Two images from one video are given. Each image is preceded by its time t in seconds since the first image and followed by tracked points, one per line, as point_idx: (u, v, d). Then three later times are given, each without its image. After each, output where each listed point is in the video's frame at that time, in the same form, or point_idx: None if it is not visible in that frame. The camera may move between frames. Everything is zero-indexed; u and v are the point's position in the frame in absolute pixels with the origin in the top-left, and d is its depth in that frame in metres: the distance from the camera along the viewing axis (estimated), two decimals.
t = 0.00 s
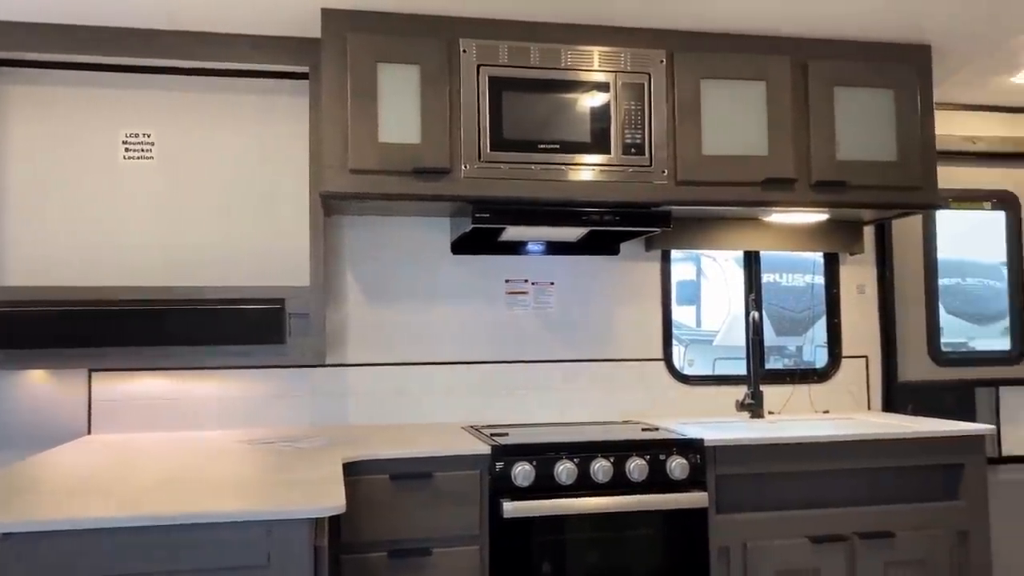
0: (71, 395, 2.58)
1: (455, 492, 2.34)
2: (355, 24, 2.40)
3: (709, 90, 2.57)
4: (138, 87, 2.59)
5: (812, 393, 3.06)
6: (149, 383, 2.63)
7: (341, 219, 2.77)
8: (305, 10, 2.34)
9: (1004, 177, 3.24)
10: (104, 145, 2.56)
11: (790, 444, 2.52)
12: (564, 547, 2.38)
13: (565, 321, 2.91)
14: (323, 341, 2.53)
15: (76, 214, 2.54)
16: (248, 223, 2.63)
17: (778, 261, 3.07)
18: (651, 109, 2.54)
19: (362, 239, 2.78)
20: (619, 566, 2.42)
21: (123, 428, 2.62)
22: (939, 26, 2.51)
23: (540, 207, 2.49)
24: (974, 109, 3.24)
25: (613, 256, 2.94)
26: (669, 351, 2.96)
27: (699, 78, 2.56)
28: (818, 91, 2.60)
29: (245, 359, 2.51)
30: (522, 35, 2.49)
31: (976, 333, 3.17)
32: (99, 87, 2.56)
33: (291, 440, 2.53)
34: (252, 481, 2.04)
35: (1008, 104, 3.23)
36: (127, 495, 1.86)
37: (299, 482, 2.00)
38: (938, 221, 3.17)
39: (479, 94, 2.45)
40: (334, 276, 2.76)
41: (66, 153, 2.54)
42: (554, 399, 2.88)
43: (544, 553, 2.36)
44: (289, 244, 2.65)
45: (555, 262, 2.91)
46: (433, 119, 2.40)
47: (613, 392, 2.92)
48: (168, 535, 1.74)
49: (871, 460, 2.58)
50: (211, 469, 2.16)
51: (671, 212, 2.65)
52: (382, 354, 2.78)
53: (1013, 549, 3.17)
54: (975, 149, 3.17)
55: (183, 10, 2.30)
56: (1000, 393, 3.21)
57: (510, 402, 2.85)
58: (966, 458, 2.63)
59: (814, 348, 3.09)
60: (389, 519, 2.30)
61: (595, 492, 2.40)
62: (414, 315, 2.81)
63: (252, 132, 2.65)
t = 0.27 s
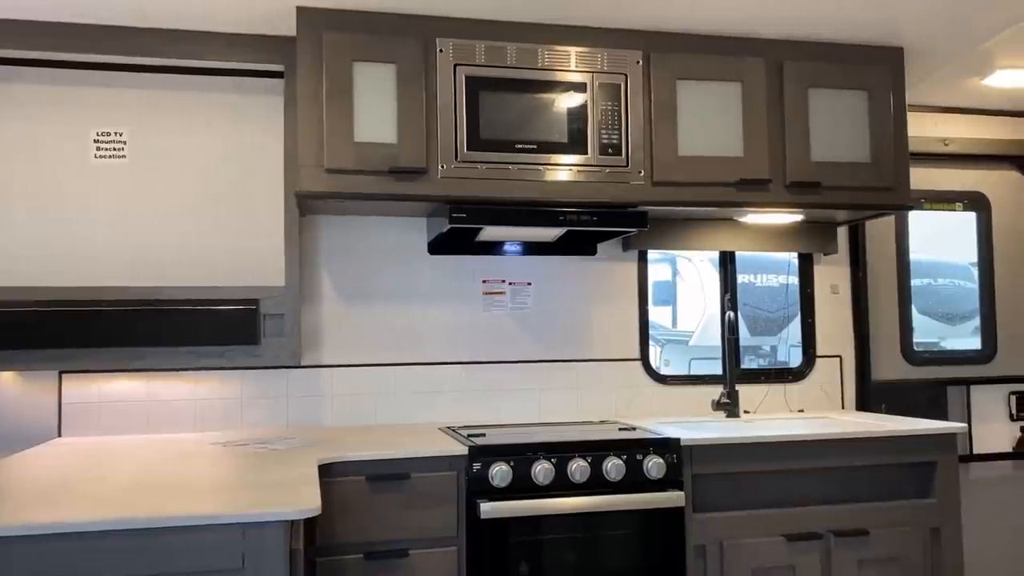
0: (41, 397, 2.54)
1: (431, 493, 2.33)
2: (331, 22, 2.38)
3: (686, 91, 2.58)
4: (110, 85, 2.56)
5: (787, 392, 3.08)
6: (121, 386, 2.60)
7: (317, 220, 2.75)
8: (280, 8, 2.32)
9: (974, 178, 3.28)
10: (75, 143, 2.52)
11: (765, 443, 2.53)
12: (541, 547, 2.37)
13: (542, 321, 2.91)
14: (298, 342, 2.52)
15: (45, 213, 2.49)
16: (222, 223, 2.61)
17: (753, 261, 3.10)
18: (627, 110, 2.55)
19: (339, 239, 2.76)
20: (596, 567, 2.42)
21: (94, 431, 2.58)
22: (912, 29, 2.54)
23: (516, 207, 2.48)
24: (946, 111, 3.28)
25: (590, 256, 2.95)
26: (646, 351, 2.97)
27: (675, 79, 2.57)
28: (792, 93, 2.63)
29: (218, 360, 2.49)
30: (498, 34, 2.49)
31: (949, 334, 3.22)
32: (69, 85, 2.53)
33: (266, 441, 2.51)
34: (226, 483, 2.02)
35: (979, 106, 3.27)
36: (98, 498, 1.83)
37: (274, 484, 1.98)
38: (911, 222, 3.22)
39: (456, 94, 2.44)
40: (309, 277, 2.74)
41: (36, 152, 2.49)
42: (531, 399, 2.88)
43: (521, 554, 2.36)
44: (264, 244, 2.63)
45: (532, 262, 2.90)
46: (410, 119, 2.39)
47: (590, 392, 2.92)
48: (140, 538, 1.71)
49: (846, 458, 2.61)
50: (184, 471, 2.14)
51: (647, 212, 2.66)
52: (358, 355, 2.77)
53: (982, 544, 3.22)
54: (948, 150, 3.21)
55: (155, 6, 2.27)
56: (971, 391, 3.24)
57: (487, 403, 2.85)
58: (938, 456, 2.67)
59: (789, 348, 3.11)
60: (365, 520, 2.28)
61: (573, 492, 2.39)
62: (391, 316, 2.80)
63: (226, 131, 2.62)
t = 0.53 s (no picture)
0: (13, 397, 2.51)
1: (410, 494, 2.32)
2: (310, 21, 2.37)
3: (665, 92, 2.59)
4: (84, 82, 2.52)
5: (764, 392, 3.10)
6: (94, 386, 2.56)
7: (294, 219, 2.74)
8: (258, 6, 2.31)
9: (949, 181, 3.33)
10: (48, 141, 2.49)
11: (743, 443, 2.55)
12: (520, 548, 2.37)
13: (522, 322, 2.91)
14: (274, 342, 2.52)
15: (18, 211, 2.46)
16: (199, 221, 2.58)
17: (731, 262, 3.12)
18: (607, 111, 2.55)
19: (317, 239, 2.75)
20: (574, 567, 2.42)
21: (67, 432, 2.55)
22: (887, 32, 2.57)
23: (496, 207, 2.48)
24: (921, 114, 3.32)
25: (569, 257, 2.95)
26: (625, 352, 2.98)
27: (654, 81, 2.58)
28: (770, 95, 2.65)
29: (194, 360, 2.47)
30: (478, 34, 2.49)
31: (923, 334, 3.26)
32: (43, 82, 2.49)
33: (243, 442, 2.49)
34: (202, 484, 2.00)
35: (954, 110, 3.31)
36: (70, 500, 1.80)
37: (251, 485, 1.96)
38: (886, 224, 3.26)
39: (436, 94, 2.43)
40: (287, 277, 2.73)
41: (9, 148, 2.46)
42: (510, 400, 2.88)
43: (499, 554, 2.35)
44: (241, 243, 2.61)
45: (511, 263, 2.90)
46: (389, 118, 2.39)
47: (569, 393, 2.93)
48: (113, 540, 1.68)
49: (822, 458, 2.63)
50: (159, 472, 2.11)
51: (627, 213, 2.67)
52: (337, 355, 2.75)
53: (956, 543, 3.26)
54: (923, 153, 3.25)
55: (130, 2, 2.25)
56: (946, 391, 3.28)
57: (466, 403, 2.84)
58: (912, 455, 2.70)
59: (766, 349, 3.14)
60: (343, 522, 2.27)
61: (551, 493, 2.39)
62: (369, 316, 2.79)
63: (203, 129, 2.60)
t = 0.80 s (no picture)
0: None
1: (388, 494, 2.30)
2: (288, 16, 2.35)
3: (645, 92, 2.60)
4: (58, 76, 2.49)
5: (741, 392, 3.12)
6: (67, 385, 2.52)
7: (271, 217, 2.71)
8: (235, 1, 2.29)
9: (925, 182, 3.36)
10: (21, 136, 2.45)
11: (721, 442, 2.56)
12: (498, 547, 2.36)
13: (501, 321, 2.90)
14: (251, 342, 2.51)
15: None
16: (175, 219, 2.55)
17: (709, 263, 3.13)
18: (587, 110, 2.56)
19: (295, 237, 2.73)
20: (552, 566, 2.42)
21: (39, 432, 2.50)
22: (865, 35, 2.59)
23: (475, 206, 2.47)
24: (897, 117, 3.35)
25: (549, 256, 2.95)
26: (604, 352, 2.99)
27: (634, 81, 2.59)
28: (749, 96, 2.66)
29: (169, 359, 2.44)
30: (459, 32, 2.48)
31: (899, 335, 3.30)
32: (16, 76, 2.45)
33: (219, 442, 2.46)
34: (176, 484, 1.97)
35: (930, 112, 3.35)
36: (41, 500, 1.77)
37: (226, 485, 1.94)
38: (863, 226, 3.29)
39: (416, 91, 2.42)
40: (264, 275, 2.71)
41: None
42: (489, 399, 2.87)
43: (478, 554, 2.34)
44: (217, 241, 2.58)
45: (491, 262, 2.90)
46: (368, 116, 2.37)
47: (548, 393, 2.92)
48: (85, 540, 1.66)
49: (799, 458, 2.64)
50: (133, 472, 2.08)
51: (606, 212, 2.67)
52: (314, 355, 2.73)
53: (930, 541, 3.30)
54: (898, 155, 3.28)
55: None
56: (921, 391, 3.31)
57: (445, 403, 2.83)
58: (888, 455, 2.73)
59: (743, 349, 3.15)
60: (320, 522, 2.25)
61: (530, 493, 2.39)
62: (347, 316, 2.77)
63: (180, 126, 2.57)
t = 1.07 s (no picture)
0: None
1: (365, 494, 2.28)
2: (266, 13, 2.33)
3: (624, 93, 2.60)
4: (30, 71, 2.45)
5: (718, 391, 3.14)
6: (38, 385, 2.48)
7: (247, 215, 2.69)
8: None
9: (899, 184, 3.40)
10: None
11: (699, 441, 2.57)
12: (475, 547, 2.36)
13: (479, 321, 2.89)
14: (226, 341, 2.46)
15: None
16: (150, 216, 2.53)
17: (688, 264, 3.15)
18: (566, 110, 2.56)
19: (271, 235, 2.71)
20: (529, 565, 2.42)
21: (9, 432, 2.47)
22: (841, 37, 2.61)
23: (455, 204, 2.46)
24: (873, 119, 3.38)
25: (528, 256, 2.95)
26: (582, 351, 2.99)
27: (614, 81, 2.59)
28: (727, 97, 2.67)
29: (143, 359, 2.41)
30: (438, 31, 2.47)
31: (873, 335, 3.33)
32: None
33: (193, 442, 2.44)
34: (149, 484, 1.95)
35: (905, 115, 3.38)
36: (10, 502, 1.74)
37: (201, 485, 1.92)
38: (839, 226, 3.32)
39: (394, 90, 2.41)
40: (240, 274, 2.68)
41: None
42: (467, 399, 2.87)
43: (455, 554, 2.34)
44: (193, 238, 2.55)
45: (469, 261, 2.89)
46: (346, 114, 2.36)
47: (526, 392, 2.92)
48: (55, 541, 1.63)
49: (776, 456, 2.66)
50: (105, 472, 2.06)
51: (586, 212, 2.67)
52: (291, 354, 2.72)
53: (904, 539, 3.33)
54: (874, 157, 3.32)
55: None
56: (895, 390, 3.34)
57: (422, 403, 2.82)
58: (864, 453, 2.75)
59: (721, 348, 3.17)
60: (296, 522, 2.23)
61: (509, 492, 2.38)
62: (324, 315, 2.75)
63: (155, 123, 2.54)
